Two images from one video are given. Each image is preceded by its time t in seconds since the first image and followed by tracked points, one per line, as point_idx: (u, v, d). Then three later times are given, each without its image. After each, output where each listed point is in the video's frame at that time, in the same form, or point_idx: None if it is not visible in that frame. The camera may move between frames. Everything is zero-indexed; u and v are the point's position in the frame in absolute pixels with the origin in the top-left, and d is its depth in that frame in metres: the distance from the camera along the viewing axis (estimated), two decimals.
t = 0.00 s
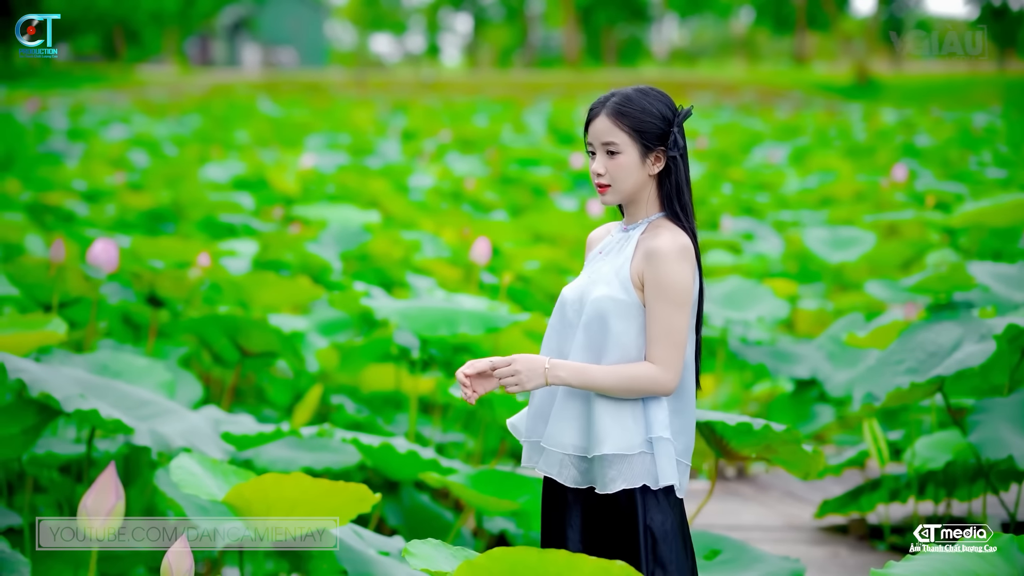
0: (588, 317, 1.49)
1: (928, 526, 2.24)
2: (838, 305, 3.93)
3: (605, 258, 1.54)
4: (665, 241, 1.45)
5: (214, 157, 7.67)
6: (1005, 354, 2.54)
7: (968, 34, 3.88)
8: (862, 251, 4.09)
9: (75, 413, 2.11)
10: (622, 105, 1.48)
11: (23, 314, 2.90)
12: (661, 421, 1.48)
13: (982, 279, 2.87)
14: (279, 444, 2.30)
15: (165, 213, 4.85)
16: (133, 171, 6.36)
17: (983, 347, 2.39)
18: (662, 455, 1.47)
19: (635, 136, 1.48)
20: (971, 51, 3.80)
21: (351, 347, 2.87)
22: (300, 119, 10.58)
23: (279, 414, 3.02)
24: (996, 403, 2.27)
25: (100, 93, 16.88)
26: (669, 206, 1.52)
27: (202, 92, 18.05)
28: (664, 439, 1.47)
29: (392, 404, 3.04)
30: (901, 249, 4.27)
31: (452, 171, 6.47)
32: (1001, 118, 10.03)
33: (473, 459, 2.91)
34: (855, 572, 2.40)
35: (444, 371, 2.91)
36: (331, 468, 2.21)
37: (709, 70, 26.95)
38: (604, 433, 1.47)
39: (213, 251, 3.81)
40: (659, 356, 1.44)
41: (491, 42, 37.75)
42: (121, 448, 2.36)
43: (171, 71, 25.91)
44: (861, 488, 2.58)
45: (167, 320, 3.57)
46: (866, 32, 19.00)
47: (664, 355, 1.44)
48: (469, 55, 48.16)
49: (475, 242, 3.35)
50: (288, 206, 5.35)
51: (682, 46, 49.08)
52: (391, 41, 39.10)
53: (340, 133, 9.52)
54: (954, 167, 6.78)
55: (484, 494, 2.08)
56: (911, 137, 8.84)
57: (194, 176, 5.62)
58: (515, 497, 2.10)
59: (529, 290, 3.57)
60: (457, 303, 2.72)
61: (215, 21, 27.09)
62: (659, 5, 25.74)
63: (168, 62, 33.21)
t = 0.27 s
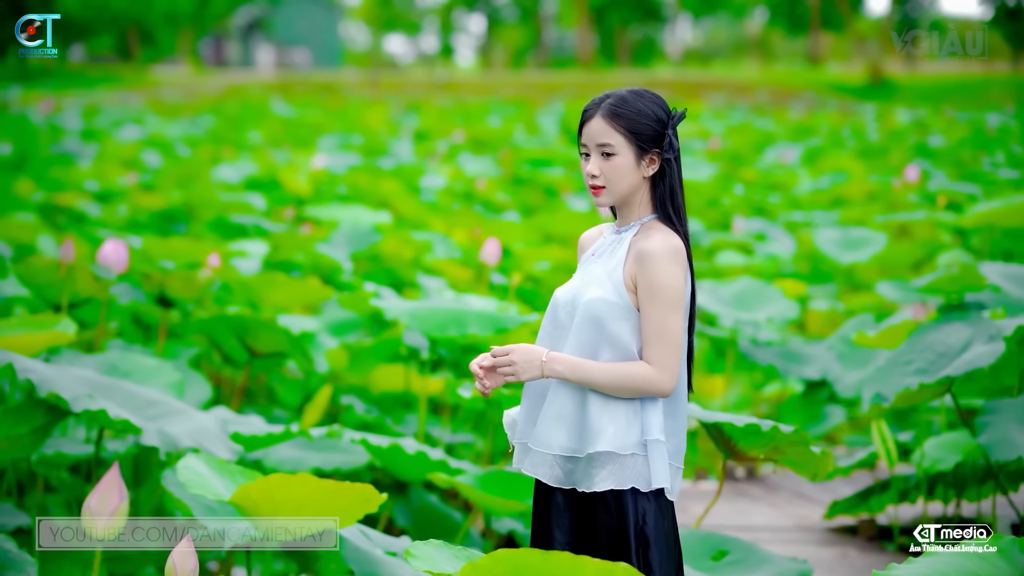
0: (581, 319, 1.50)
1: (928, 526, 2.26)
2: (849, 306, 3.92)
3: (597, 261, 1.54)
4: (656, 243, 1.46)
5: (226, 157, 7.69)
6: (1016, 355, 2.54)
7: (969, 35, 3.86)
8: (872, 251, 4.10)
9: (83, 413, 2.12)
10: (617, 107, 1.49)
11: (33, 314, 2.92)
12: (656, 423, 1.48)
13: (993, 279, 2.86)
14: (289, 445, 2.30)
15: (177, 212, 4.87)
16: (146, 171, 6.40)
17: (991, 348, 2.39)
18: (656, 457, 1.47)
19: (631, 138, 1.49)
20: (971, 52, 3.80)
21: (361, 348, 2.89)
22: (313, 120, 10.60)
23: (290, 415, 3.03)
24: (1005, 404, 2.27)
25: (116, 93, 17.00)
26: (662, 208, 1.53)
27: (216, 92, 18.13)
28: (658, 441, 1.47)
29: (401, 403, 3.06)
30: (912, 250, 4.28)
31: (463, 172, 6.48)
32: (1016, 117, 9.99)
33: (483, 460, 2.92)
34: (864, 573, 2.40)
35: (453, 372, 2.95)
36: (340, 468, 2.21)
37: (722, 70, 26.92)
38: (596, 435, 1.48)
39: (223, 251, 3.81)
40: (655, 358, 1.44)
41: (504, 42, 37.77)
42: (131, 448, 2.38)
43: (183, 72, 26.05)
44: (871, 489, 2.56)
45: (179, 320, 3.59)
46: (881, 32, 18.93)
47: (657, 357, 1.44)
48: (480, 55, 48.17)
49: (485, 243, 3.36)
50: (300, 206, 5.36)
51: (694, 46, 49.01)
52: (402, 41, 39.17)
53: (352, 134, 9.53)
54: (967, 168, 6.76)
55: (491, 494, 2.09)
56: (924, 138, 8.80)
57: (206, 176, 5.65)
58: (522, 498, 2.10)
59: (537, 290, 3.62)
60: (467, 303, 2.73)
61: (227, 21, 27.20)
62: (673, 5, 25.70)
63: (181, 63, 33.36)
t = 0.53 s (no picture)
0: (578, 321, 1.50)
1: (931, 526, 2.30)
2: (861, 306, 3.91)
3: (593, 262, 1.54)
4: (651, 243, 1.46)
5: (240, 157, 7.71)
6: None
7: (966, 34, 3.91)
8: (885, 251, 4.09)
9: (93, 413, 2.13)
10: (614, 108, 1.49)
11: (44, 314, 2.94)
12: (664, 422, 1.49)
13: (1006, 279, 2.85)
14: (299, 445, 2.31)
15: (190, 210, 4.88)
16: (159, 170, 6.43)
17: (1001, 348, 2.38)
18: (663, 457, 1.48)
19: (628, 140, 1.49)
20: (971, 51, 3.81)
21: (372, 349, 2.92)
22: (327, 120, 10.62)
23: (301, 415, 3.04)
24: (1015, 404, 2.26)
25: (132, 93, 17.11)
26: (656, 209, 1.53)
27: (231, 92, 18.21)
28: (664, 440, 1.49)
29: (412, 404, 3.07)
30: (925, 250, 4.29)
31: (476, 172, 6.49)
32: None
33: (494, 460, 2.92)
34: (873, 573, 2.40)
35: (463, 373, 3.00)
36: (350, 468, 2.22)
37: (736, 70, 26.89)
38: (597, 435, 1.48)
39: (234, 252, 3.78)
40: (655, 358, 1.44)
41: (519, 42, 37.79)
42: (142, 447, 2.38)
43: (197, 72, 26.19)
44: (882, 489, 2.58)
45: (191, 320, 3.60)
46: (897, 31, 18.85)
47: (658, 357, 1.44)
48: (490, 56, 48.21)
49: (496, 243, 3.36)
50: (312, 206, 5.37)
51: (705, 45, 48.94)
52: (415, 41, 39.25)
53: (365, 134, 9.55)
54: (981, 168, 6.74)
55: (498, 494, 2.09)
56: (938, 138, 8.76)
57: (219, 176, 5.66)
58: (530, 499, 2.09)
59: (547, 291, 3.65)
60: (477, 304, 2.73)
61: (240, 22, 27.31)
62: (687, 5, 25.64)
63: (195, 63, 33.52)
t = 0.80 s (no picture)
0: (579, 322, 1.50)
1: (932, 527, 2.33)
2: (873, 305, 3.90)
3: (592, 262, 1.54)
4: (648, 242, 1.45)
5: (253, 157, 7.74)
6: None
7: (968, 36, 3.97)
8: (896, 252, 4.11)
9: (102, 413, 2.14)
10: (612, 108, 1.49)
11: (54, 314, 2.96)
12: (670, 422, 1.49)
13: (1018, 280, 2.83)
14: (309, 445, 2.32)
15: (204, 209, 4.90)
16: (172, 170, 6.46)
17: (1011, 349, 2.37)
18: (667, 457, 1.48)
19: (627, 140, 1.49)
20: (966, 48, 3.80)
21: (382, 349, 2.91)
22: (341, 120, 10.65)
23: (312, 414, 3.05)
24: None
25: (149, 94, 17.22)
26: (655, 208, 1.53)
27: (246, 92, 18.30)
28: (670, 440, 1.48)
29: (422, 404, 3.07)
30: (936, 251, 4.28)
31: (489, 172, 6.49)
32: None
33: (505, 460, 2.92)
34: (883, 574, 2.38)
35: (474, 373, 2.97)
36: (360, 468, 2.23)
37: (750, 70, 26.85)
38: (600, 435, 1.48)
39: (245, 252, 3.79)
40: (658, 357, 1.43)
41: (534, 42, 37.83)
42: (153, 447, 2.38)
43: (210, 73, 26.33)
44: (892, 490, 2.57)
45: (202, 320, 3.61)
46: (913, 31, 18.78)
47: (659, 356, 1.43)
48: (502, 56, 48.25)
49: (506, 243, 3.36)
50: (324, 206, 5.38)
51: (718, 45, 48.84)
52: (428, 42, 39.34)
53: (378, 134, 9.57)
54: (996, 168, 6.71)
55: (507, 494, 2.10)
56: (953, 138, 8.73)
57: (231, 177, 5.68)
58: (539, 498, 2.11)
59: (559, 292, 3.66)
60: (488, 304, 2.74)
61: (253, 22, 27.45)
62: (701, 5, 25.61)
63: (207, 64, 33.69)
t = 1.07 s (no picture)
0: (581, 323, 1.49)
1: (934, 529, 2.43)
2: (886, 305, 3.88)
3: (595, 262, 1.54)
4: (649, 241, 1.45)
5: (269, 156, 7.77)
6: None
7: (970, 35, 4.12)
8: (908, 253, 4.12)
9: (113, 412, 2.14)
10: (613, 108, 1.48)
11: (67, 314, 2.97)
12: (674, 421, 1.50)
13: None
14: (321, 445, 2.32)
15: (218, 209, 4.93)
16: (187, 170, 6.50)
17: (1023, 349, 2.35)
18: (671, 456, 1.49)
19: (628, 140, 1.48)
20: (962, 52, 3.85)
21: (394, 349, 2.91)
22: (357, 120, 10.67)
23: (325, 414, 3.06)
24: None
25: (167, 94, 17.33)
26: (657, 207, 1.52)
27: (262, 92, 18.39)
28: (675, 438, 1.49)
29: (434, 404, 3.08)
30: (948, 251, 4.26)
31: (503, 172, 6.50)
32: None
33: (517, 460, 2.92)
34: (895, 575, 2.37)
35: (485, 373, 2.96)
36: (371, 468, 2.24)
37: (766, 70, 26.77)
38: (604, 433, 1.47)
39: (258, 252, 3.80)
40: (661, 355, 1.43)
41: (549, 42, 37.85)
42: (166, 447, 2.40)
43: (224, 73, 26.47)
44: (904, 490, 2.57)
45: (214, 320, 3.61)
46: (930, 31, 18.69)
47: (662, 354, 1.43)
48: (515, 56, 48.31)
49: (519, 243, 3.36)
50: (338, 206, 5.40)
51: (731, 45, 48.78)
52: (441, 42, 39.40)
53: (393, 134, 9.59)
54: (1012, 168, 6.68)
55: (517, 494, 2.11)
56: (970, 138, 8.67)
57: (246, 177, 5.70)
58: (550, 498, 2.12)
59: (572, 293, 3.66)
60: (499, 304, 2.75)
61: (268, 23, 27.57)
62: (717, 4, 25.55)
63: (222, 64, 33.87)
